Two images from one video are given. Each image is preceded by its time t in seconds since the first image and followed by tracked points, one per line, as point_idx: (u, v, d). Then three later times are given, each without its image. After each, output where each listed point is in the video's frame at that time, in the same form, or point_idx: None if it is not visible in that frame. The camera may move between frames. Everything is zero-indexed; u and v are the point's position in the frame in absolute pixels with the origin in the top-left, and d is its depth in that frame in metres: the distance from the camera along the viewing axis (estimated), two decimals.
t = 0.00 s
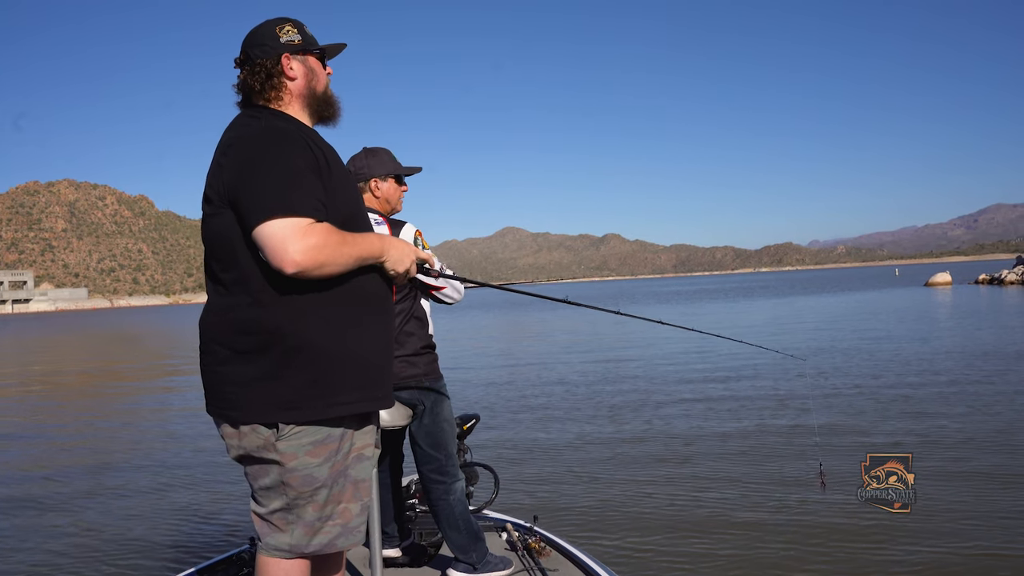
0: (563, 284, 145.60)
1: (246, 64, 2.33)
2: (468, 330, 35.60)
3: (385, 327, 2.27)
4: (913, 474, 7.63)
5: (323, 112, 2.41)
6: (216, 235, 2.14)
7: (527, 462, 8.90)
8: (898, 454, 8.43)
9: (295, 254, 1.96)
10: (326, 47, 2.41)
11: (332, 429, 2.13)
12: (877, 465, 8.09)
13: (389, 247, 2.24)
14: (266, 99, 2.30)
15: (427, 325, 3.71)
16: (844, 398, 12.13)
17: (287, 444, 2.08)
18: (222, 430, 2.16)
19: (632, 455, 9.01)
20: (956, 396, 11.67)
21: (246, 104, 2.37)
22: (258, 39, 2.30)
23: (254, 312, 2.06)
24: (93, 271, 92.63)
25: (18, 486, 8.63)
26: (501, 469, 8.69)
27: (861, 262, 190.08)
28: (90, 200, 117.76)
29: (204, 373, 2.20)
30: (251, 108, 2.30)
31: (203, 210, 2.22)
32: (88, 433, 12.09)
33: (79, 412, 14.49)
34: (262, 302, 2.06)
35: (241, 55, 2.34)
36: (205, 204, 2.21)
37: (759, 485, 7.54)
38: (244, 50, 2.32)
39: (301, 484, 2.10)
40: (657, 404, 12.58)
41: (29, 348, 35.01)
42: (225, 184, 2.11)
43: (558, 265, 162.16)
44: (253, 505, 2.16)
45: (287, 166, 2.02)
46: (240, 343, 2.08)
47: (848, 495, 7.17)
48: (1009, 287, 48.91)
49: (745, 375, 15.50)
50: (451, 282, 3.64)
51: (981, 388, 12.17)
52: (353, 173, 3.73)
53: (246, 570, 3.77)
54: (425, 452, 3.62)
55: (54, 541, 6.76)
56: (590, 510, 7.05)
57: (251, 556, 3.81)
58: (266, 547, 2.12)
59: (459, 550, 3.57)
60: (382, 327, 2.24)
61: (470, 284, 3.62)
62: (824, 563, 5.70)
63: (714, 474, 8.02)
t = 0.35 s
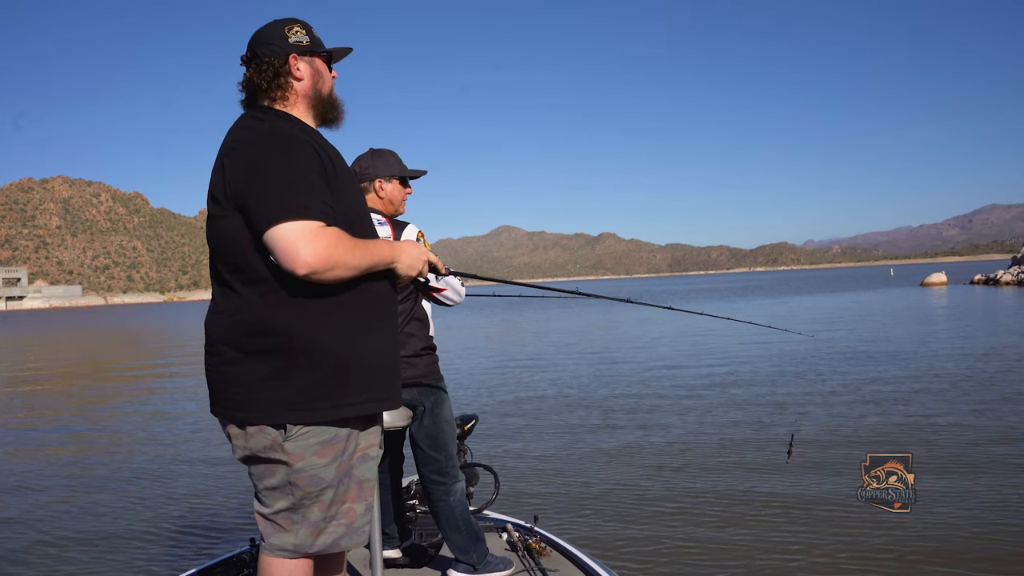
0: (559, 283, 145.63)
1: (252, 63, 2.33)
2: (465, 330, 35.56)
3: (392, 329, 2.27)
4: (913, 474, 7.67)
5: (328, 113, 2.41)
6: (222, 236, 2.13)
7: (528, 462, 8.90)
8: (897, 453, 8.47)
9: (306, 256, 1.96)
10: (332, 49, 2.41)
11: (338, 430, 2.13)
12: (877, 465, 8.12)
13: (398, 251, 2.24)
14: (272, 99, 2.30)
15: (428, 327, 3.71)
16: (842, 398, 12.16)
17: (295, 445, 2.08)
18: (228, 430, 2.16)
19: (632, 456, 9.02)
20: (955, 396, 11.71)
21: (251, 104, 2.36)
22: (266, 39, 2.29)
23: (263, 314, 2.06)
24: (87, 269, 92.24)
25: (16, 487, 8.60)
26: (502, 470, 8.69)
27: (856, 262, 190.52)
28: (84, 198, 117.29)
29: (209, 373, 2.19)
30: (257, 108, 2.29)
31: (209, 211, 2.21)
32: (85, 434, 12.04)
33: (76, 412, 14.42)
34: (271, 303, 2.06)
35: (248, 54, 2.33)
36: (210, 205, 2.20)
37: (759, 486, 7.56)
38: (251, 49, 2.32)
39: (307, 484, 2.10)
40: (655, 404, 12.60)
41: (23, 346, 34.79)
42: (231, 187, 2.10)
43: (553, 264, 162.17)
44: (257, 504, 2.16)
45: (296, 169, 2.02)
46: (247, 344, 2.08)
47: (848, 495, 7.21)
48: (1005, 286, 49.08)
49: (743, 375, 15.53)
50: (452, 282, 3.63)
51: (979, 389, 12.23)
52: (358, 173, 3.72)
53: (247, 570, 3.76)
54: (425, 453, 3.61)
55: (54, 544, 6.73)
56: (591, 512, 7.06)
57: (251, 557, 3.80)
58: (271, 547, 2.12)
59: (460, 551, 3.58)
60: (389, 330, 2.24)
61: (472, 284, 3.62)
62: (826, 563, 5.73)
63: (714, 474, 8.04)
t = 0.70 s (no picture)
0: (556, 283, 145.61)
1: (257, 59, 2.32)
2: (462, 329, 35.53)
3: (392, 328, 2.27)
4: (913, 475, 7.68)
5: (328, 113, 2.41)
6: (224, 233, 2.12)
7: (528, 462, 8.89)
8: (897, 454, 8.48)
9: (308, 253, 1.96)
10: (337, 51, 2.42)
11: (338, 426, 2.13)
12: (877, 465, 8.13)
13: (398, 249, 2.24)
14: (275, 95, 2.30)
15: (429, 325, 3.71)
16: (841, 398, 12.19)
17: (295, 441, 2.07)
18: (227, 426, 2.15)
19: (632, 456, 9.02)
20: (954, 397, 11.73)
21: (253, 99, 2.36)
22: (272, 35, 2.30)
23: (263, 312, 2.06)
24: (82, 268, 91.83)
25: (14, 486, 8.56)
26: (503, 470, 8.68)
27: (852, 261, 190.93)
28: (80, 197, 116.80)
29: (209, 370, 2.18)
30: (260, 105, 2.29)
31: (210, 208, 2.21)
32: (83, 432, 11.99)
33: (73, 411, 14.37)
34: (272, 300, 2.05)
35: (253, 49, 2.33)
36: (211, 202, 2.20)
37: (759, 486, 7.58)
38: (257, 45, 2.32)
39: (307, 480, 2.10)
40: (655, 404, 12.60)
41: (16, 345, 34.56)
42: (233, 185, 2.10)
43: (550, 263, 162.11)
44: (256, 501, 2.15)
45: (300, 167, 2.02)
46: (248, 341, 2.07)
47: (849, 495, 7.23)
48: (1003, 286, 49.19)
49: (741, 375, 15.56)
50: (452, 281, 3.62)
51: (977, 389, 12.27)
52: (359, 171, 3.71)
53: (246, 567, 3.75)
54: (424, 451, 3.61)
55: (54, 542, 6.71)
56: (592, 512, 7.06)
57: (251, 554, 3.80)
58: (270, 543, 2.12)
59: (459, 548, 3.58)
60: (388, 327, 2.25)
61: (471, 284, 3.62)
62: (828, 563, 5.74)
63: (715, 474, 8.06)
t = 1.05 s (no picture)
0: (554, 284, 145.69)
1: (250, 57, 2.33)
2: (460, 331, 35.55)
3: (391, 324, 2.27)
4: (913, 474, 7.71)
5: (323, 110, 2.42)
6: (222, 231, 2.12)
7: (529, 463, 8.90)
8: (897, 454, 8.51)
9: (306, 247, 1.96)
10: (330, 48, 2.42)
11: (339, 421, 2.14)
12: (878, 465, 8.16)
13: (396, 243, 2.24)
14: (270, 93, 2.30)
15: (428, 322, 3.71)
16: (841, 398, 12.22)
17: (296, 436, 2.08)
18: (228, 422, 2.16)
19: (633, 456, 9.03)
20: (953, 397, 11.77)
21: (248, 97, 2.36)
22: (265, 34, 2.30)
23: (261, 308, 2.06)
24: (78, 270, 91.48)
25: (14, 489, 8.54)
26: (503, 471, 8.69)
27: (848, 261, 191.38)
28: (75, 199, 116.42)
29: (210, 366, 2.19)
30: (255, 103, 2.29)
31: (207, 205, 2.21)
32: (83, 433, 11.97)
33: (72, 412, 14.34)
34: (270, 296, 2.06)
35: (247, 48, 2.33)
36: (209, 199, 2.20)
37: (759, 485, 7.60)
38: (250, 44, 2.32)
39: (308, 475, 2.10)
40: (654, 404, 12.63)
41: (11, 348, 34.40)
42: (229, 182, 2.10)
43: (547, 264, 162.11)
44: (256, 496, 2.16)
45: (295, 165, 2.02)
46: (247, 337, 2.07)
47: (849, 494, 7.26)
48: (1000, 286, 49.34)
49: (740, 375, 15.60)
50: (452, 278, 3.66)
51: (975, 389, 12.32)
52: (358, 167, 3.71)
53: (246, 563, 3.76)
54: (424, 448, 3.61)
55: (55, 545, 6.71)
56: (593, 512, 7.07)
57: (251, 551, 3.81)
58: (270, 538, 2.12)
59: (459, 546, 3.58)
60: (387, 322, 2.25)
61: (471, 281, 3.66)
62: (829, 563, 5.76)
63: (715, 474, 8.08)
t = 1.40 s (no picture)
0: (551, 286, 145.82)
1: (239, 62, 2.32)
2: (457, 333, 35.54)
3: (394, 322, 2.31)
4: (913, 474, 7.75)
5: (315, 109, 2.42)
6: (226, 233, 2.11)
7: (530, 465, 8.91)
8: (897, 454, 8.55)
9: (351, 227, 2.00)
10: (317, 48, 2.42)
11: (342, 420, 2.16)
12: (877, 465, 8.20)
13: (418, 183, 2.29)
14: (260, 96, 2.30)
15: (427, 323, 3.71)
16: (839, 399, 12.25)
17: (300, 437, 2.10)
18: (232, 423, 2.16)
19: (633, 458, 9.05)
20: (952, 397, 11.84)
21: (238, 101, 2.36)
22: (252, 37, 2.30)
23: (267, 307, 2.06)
24: (72, 273, 91.06)
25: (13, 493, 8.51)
26: (504, 473, 8.69)
27: (843, 263, 191.84)
28: (70, 202, 115.97)
29: (214, 370, 2.18)
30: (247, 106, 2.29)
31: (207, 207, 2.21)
32: (82, 437, 11.94)
33: (71, 416, 14.30)
34: (276, 296, 2.06)
35: (235, 53, 2.33)
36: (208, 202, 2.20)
37: (759, 486, 7.61)
38: (237, 48, 2.32)
39: (312, 475, 2.12)
40: (653, 406, 12.65)
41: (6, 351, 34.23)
42: (231, 185, 2.10)
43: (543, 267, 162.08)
44: (258, 497, 2.16)
45: (304, 162, 2.03)
46: (252, 338, 2.08)
47: (849, 495, 7.28)
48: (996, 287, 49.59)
49: (739, 377, 15.63)
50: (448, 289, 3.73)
51: (972, 390, 12.37)
52: (355, 169, 3.70)
53: (246, 565, 3.74)
54: (424, 449, 3.61)
55: (54, 547, 6.68)
56: (595, 514, 7.08)
57: (250, 552, 3.80)
58: (272, 539, 2.12)
59: (458, 547, 3.58)
60: (391, 318, 2.27)
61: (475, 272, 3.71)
62: (831, 563, 5.78)
63: (715, 475, 8.09)
